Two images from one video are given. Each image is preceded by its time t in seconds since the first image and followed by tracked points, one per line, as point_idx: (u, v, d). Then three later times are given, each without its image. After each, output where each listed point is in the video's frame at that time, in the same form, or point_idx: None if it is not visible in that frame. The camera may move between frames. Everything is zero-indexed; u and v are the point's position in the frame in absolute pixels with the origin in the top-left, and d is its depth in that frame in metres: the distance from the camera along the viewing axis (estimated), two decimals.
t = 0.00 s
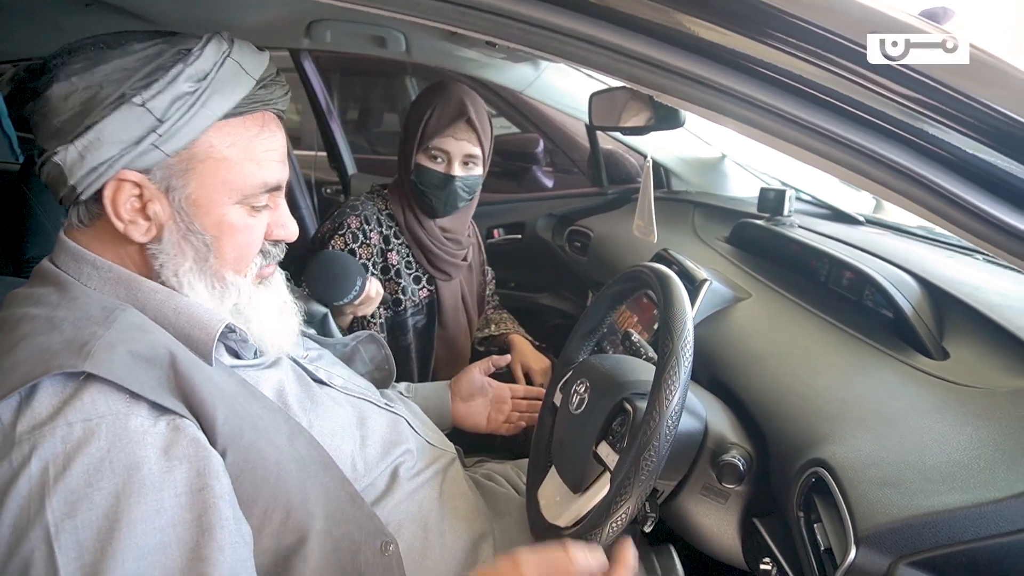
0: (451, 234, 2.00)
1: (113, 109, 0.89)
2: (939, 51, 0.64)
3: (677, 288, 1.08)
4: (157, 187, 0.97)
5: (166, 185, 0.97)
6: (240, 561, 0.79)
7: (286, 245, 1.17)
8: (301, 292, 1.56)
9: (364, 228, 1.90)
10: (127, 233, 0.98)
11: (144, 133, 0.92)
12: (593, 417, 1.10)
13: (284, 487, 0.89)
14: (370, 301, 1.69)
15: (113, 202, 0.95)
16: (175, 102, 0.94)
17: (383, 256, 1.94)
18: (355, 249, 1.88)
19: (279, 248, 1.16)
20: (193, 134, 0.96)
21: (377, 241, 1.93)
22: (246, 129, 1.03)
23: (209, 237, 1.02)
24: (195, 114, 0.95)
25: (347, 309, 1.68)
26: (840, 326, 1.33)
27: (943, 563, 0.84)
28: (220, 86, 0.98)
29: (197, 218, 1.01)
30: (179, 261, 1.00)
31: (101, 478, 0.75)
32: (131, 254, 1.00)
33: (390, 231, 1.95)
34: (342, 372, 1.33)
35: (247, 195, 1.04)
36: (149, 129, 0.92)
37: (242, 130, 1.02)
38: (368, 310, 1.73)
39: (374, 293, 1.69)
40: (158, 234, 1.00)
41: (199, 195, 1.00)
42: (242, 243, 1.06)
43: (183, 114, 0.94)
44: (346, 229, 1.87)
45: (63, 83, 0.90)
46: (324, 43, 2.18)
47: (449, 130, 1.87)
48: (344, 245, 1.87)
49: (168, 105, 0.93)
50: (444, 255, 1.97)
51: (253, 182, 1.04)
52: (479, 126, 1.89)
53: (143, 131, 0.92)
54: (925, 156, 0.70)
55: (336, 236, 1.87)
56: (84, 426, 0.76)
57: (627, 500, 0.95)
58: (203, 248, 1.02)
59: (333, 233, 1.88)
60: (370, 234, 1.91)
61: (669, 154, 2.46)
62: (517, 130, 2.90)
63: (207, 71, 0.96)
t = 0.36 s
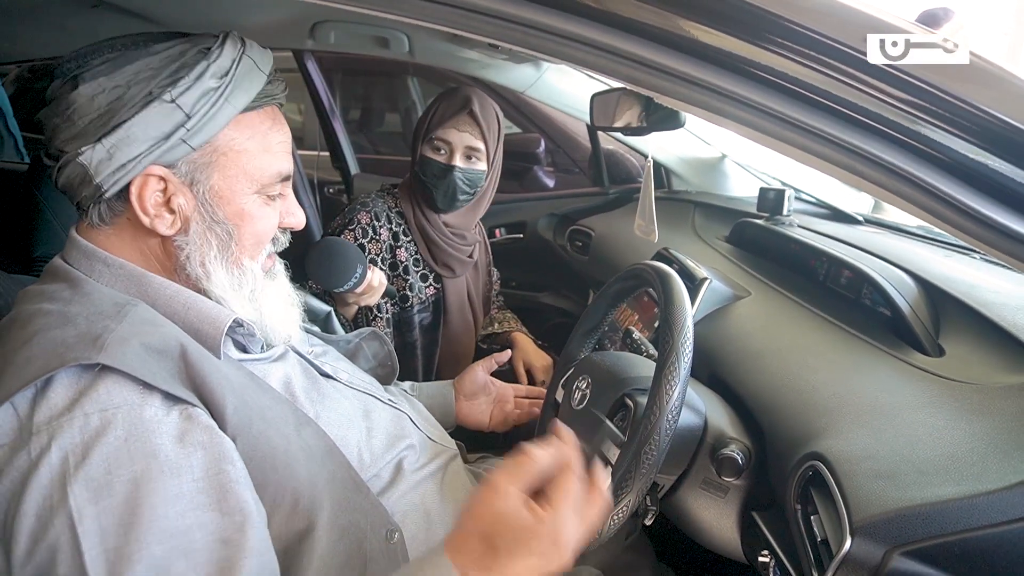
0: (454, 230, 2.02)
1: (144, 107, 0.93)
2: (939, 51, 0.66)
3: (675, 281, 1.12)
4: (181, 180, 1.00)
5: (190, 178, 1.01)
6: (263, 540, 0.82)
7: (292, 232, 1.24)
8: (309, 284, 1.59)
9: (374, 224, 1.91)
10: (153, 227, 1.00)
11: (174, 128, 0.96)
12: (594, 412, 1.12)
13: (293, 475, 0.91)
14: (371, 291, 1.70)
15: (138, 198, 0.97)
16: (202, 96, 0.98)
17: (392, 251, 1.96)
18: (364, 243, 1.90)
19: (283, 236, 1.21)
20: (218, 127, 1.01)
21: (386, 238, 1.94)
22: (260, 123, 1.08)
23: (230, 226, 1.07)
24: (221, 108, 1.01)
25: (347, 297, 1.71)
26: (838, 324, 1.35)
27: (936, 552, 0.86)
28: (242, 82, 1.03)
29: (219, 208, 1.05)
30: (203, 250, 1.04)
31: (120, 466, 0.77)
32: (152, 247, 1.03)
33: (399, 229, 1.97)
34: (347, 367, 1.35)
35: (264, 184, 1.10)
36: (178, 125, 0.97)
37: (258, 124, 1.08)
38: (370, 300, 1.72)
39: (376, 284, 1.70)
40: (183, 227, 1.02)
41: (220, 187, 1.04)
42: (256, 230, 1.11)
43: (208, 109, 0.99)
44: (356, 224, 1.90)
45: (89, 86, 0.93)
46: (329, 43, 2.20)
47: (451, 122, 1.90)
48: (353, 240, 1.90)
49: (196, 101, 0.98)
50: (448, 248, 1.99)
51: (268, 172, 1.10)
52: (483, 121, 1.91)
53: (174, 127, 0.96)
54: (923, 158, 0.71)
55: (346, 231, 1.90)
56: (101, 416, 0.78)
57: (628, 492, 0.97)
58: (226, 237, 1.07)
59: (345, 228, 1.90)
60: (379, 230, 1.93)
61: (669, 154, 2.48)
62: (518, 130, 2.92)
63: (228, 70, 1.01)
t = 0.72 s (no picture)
0: (459, 227, 2.04)
1: (136, 105, 0.95)
2: (938, 52, 0.67)
3: (678, 279, 1.13)
4: (177, 179, 1.02)
5: (185, 177, 1.02)
6: (289, 531, 0.85)
7: (300, 237, 1.22)
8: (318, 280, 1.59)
9: (379, 223, 1.92)
10: (150, 225, 1.02)
11: (165, 126, 0.97)
12: (599, 409, 1.14)
13: (308, 472, 0.92)
14: (377, 292, 1.74)
15: (134, 196, 0.99)
16: (193, 95, 0.99)
17: (396, 250, 1.97)
18: (370, 242, 1.91)
19: (292, 239, 1.20)
20: (212, 126, 1.01)
21: (391, 236, 1.95)
22: (259, 123, 1.08)
23: (225, 226, 1.06)
24: (212, 106, 1.01)
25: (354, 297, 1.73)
26: (839, 322, 1.37)
27: (936, 545, 0.87)
28: (236, 81, 1.04)
29: (216, 208, 1.05)
30: (196, 250, 1.04)
31: (148, 464, 0.79)
32: (154, 245, 1.05)
33: (403, 227, 1.98)
34: (354, 366, 1.36)
35: (262, 185, 1.09)
36: (169, 122, 0.98)
37: (256, 123, 1.07)
38: (375, 300, 1.76)
39: (382, 284, 1.73)
40: (179, 224, 1.04)
41: (215, 186, 1.05)
42: (257, 233, 1.10)
43: (200, 108, 1.00)
44: (361, 223, 1.90)
45: (87, 85, 0.97)
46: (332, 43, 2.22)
47: (456, 118, 1.93)
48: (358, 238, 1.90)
49: (187, 99, 0.98)
50: (453, 247, 2.00)
51: (268, 173, 1.09)
52: (487, 118, 1.94)
53: (164, 124, 0.97)
54: (923, 159, 0.73)
55: (350, 230, 1.90)
56: (126, 415, 0.80)
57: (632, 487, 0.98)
58: (221, 238, 1.06)
59: (349, 227, 1.90)
60: (384, 229, 1.94)
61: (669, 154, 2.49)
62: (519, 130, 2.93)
63: (222, 69, 1.02)
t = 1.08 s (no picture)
0: (467, 224, 2.07)
1: (141, 114, 0.98)
2: (938, 52, 0.70)
3: (688, 278, 1.15)
4: (186, 186, 1.04)
5: (194, 184, 1.04)
6: (315, 528, 0.89)
7: (319, 240, 1.23)
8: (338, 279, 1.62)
9: (390, 222, 1.95)
10: (161, 230, 1.05)
11: (171, 135, 0.99)
12: (610, 405, 1.16)
13: (330, 470, 0.95)
14: (398, 292, 1.76)
15: (145, 204, 1.02)
16: (196, 103, 1.00)
17: (405, 249, 1.99)
18: (380, 241, 1.93)
19: (310, 243, 1.21)
20: (217, 134, 1.02)
21: (400, 236, 1.97)
22: (269, 128, 1.08)
23: (234, 233, 1.08)
24: (215, 114, 1.01)
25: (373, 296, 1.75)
26: (844, 320, 1.39)
27: (942, 534, 0.89)
28: (240, 86, 1.03)
29: (225, 215, 1.07)
30: (207, 257, 1.06)
31: (182, 467, 0.82)
32: (167, 249, 1.08)
33: (412, 226, 2.00)
34: (370, 364, 1.39)
35: (272, 191, 1.09)
36: (174, 131, 0.99)
37: (265, 129, 1.07)
38: (393, 300, 1.78)
39: (401, 283, 1.76)
40: (188, 231, 1.06)
41: (223, 194, 1.06)
42: (268, 237, 1.11)
43: (203, 116, 1.00)
44: (372, 223, 1.92)
45: (99, 93, 1.00)
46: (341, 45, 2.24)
47: (465, 117, 1.95)
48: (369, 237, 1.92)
49: (191, 108, 0.99)
50: (462, 245, 2.03)
51: (277, 179, 1.09)
52: (494, 116, 1.97)
53: (169, 133, 0.99)
54: (929, 161, 0.75)
55: (361, 229, 1.91)
56: (158, 420, 0.83)
57: (648, 478, 1.02)
58: (231, 245, 1.08)
59: (359, 226, 1.92)
60: (394, 229, 1.96)
61: (674, 155, 2.51)
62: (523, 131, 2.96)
63: (225, 74, 1.01)
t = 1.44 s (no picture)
0: (475, 221, 2.09)
1: (121, 129, 0.98)
2: (938, 52, 0.72)
3: (696, 273, 1.18)
4: (176, 197, 1.05)
5: (184, 195, 1.05)
6: (347, 511, 0.94)
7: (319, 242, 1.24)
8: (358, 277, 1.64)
9: (399, 220, 1.97)
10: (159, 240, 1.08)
11: (152, 150, 0.99)
12: (618, 396, 1.19)
13: (351, 461, 0.98)
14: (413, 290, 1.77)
15: (140, 216, 1.05)
16: (174, 116, 0.98)
17: (415, 246, 2.01)
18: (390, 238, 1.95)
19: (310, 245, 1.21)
20: (200, 146, 1.01)
21: (408, 233, 2.00)
22: (259, 133, 1.06)
23: (229, 242, 1.09)
24: (194, 126, 0.99)
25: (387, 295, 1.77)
26: (847, 315, 1.42)
27: (942, 518, 0.92)
28: (219, 94, 1.00)
29: (218, 224, 1.08)
30: (207, 261, 1.07)
31: (221, 461, 0.86)
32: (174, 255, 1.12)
33: (420, 223, 2.03)
34: (383, 359, 1.41)
35: (265, 199, 1.09)
36: (155, 146, 0.98)
37: (254, 133, 1.05)
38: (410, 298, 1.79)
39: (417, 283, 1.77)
40: (184, 240, 1.08)
41: (214, 204, 1.06)
42: (266, 241, 1.12)
43: (182, 129, 0.98)
44: (381, 220, 1.95)
45: (84, 105, 1.02)
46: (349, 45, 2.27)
47: (471, 115, 1.98)
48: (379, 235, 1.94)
49: (168, 121, 0.98)
50: (470, 241, 2.06)
51: (271, 186, 1.08)
52: (500, 113, 2.01)
53: (149, 148, 0.99)
54: (931, 156, 0.78)
55: (371, 227, 1.94)
56: (191, 419, 0.86)
57: (654, 468, 1.05)
58: (228, 254, 1.09)
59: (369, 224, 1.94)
60: (402, 227, 1.99)
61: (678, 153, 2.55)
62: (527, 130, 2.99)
63: (204, 82, 0.99)
